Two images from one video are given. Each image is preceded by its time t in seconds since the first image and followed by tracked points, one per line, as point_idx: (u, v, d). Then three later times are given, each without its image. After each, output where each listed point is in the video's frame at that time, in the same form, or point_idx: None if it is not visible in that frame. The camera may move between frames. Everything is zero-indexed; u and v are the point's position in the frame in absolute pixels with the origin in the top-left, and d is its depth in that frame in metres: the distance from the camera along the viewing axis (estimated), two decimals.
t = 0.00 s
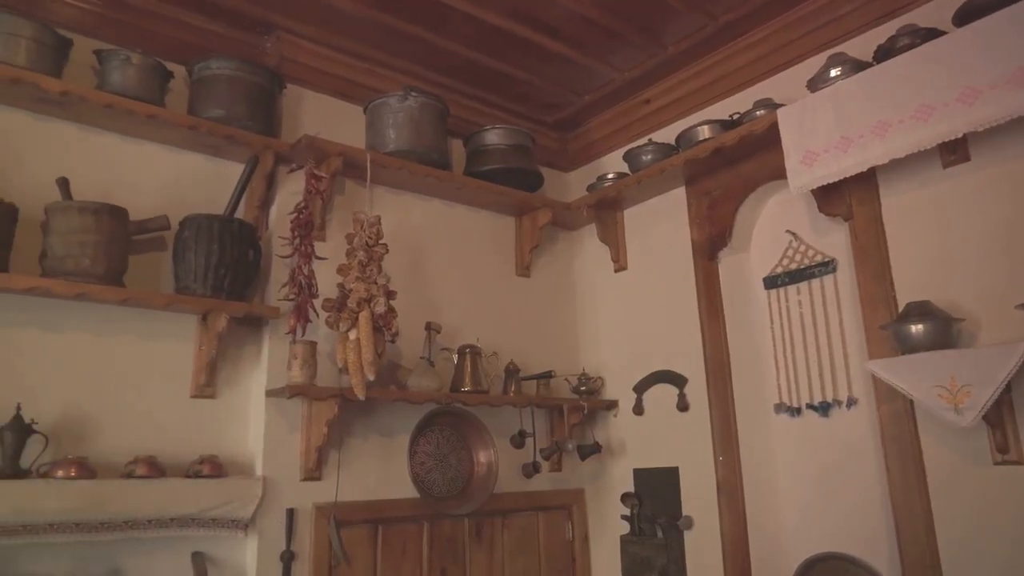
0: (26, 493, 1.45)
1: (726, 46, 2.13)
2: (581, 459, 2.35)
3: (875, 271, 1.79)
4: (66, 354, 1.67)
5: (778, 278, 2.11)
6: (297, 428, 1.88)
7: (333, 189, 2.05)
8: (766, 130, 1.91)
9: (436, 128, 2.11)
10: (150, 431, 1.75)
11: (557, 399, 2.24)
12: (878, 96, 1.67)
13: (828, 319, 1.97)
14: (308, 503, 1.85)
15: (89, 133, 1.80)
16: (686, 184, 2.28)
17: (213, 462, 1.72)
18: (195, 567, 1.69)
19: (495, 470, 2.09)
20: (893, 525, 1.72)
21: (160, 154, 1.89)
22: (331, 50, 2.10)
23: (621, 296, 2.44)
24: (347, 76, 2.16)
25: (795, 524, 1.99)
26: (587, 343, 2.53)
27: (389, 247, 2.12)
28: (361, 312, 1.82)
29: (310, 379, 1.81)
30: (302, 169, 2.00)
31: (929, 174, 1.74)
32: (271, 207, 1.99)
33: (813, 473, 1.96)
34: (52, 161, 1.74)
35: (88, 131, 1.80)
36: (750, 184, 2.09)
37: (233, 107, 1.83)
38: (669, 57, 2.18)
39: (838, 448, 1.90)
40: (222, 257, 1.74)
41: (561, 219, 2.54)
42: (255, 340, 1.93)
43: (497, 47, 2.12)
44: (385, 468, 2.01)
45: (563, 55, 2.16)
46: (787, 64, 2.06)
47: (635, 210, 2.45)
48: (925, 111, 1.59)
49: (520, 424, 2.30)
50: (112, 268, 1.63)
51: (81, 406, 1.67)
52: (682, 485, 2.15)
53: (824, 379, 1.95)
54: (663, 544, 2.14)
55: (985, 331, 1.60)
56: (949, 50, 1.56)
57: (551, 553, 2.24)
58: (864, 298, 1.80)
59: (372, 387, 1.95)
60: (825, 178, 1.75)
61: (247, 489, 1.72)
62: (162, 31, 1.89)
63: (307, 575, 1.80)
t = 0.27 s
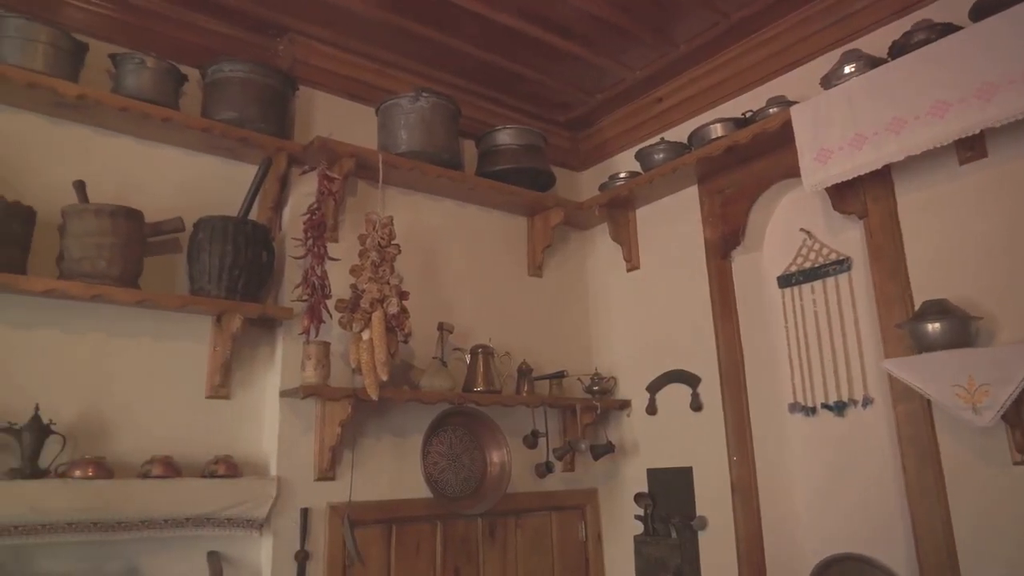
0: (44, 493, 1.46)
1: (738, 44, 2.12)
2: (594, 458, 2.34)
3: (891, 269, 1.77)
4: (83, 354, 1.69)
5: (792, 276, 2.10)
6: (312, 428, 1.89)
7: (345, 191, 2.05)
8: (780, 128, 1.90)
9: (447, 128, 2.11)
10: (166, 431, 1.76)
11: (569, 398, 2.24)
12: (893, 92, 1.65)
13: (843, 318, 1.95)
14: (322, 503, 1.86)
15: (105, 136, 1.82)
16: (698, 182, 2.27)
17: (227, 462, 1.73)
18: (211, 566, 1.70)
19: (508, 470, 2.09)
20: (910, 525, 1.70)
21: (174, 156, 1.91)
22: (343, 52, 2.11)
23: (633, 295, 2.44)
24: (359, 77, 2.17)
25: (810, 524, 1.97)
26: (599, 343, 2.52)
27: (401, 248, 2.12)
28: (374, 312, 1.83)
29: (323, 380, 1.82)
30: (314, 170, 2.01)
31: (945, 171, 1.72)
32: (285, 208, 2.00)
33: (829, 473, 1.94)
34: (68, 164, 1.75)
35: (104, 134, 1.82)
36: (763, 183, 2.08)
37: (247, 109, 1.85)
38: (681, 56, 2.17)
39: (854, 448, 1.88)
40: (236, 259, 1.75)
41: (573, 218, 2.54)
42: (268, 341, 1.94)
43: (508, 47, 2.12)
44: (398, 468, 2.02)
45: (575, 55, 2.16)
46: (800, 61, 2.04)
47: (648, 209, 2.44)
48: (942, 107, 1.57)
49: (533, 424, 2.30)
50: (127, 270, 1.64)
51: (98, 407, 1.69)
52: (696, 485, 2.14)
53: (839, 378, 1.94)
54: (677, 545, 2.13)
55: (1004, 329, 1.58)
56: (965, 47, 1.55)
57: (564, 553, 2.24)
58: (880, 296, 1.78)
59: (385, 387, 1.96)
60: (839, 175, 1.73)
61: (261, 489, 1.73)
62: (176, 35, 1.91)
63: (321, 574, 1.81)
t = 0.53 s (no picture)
0: (61, 492, 1.48)
1: (749, 42, 2.11)
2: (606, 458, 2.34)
3: (906, 267, 1.75)
4: (99, 355, 1.71)
5: (805, 275, 2.08)
6: (324, 428, 1.89)
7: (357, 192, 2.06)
8: (792, 126, 1.89)
9: (458, 129, 2.12)
10: (180, 431, 1.78)
11: (581, 398, 2.23)
12: (907, 89, 1.64)
13: (857, 316, 1.94)
14: (335, 503, 1.87)
15: (119, 139, 1.83)
16: (710, 181, 2.26)
17: (241, 462, 1.74)
18: (225, 566, 1.71)
19: (520, 470, 2.11)
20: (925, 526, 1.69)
21: (187, 158, 1.92)
22: (354, 53, 2.12)
23: (645, 295, 2.43)
24: (370, 78, 2.18)
25: (824, 524, 1.96)
26: (611, 343, 2.52)
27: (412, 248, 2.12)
28: (386, 313, 1.83)
29: (335, 381, 1.83)
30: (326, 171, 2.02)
31: (960, 169, 1.71)
32: (297, 209, 2.01)
33: (843, 473, 1.93)
34: (83, 167, 1.77)
35: (118, 136, 1.83)
36: (775, 181, 2.07)
37: (259, 111, 1.86)
38: (692, 54, 2.16)
39: (868, 448, 1.87)
40: (249, 260, 1.76)
41: (584, 218, 2.53)
42: (281, 341, 1.95)
43: (518, 46, 2.12)
44: (410, 468, 2.02)
45: (585, 54, 2.16)
46: (812, 59, 2.03)
47: (659, 208, 2.44)
48: (956, 103, 1.56)
49: (544, 423, 2.30)
50: (142, 271, 1.66)
51: (113, 407, 1.70)
52: (709, 485, 2.13)
53: (853, 377, 1.92)
54: (690, 545, 2.13)
55: (1020, 328, 1.57)
56: (979, 42, 1.53)
57: (576, 553, 2.24)
58: (894, 295, 1.77)
59: (397, 387, 1.96)
60: (852, 173, 1.72)
61: (274, 489, 1.74)
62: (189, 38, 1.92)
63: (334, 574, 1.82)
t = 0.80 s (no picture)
0: (75, 492, 1.49)
1: (760, 40, 2.10)
2: (617, 458, 2.33)
3: (919, 265, 1.74)
4: (112, 356, 1.72)
5: (817, 274, 2.07)
6: (335, 428, 1.90)
7: (367, 192, 2.07)
8: (803, 124, 1.88)
9: (467, 129, 2.12)
10: (193, 431, 1.79)
11: (591, 398, 2.23)
12: (918, 86, 1.62)
13: (870, 315, 1.92)
14: (346, 503, 1.87)
15: (131, 142, 1.85)
16: (720, 180, 2.25)
17: (253, 462, 1.75)
18: (238, 565, 1.72)
19: (530, 470, 2.09)
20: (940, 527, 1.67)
21: (198, 160, 1.93)
22: (363, 54, 2.12)
23: (655, 294, 2.42)
24: (380, 79, 2.18)
25: (837, 525, 1.95)
26: (621, 343, 2.51)
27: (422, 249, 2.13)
28: (396, 313, 1.84)
29: (346, 381, 1.83)
30: (336, 172, 2.02)
31: (974, 166, 1.69)
32: (307, 211, 2.01)
33: (856, 473, 1.91)
34: (96, 169, 1.79)
35: (130, 139, 1.85)
36: (786, 180, 2.06)
37: (269, 113, 1.86)
38: (702, 53, 2.15)
39: (881, 448, 1.85)
40: (260, 261, 1.77)
41: (594, 217, 2.53)
42: (292, 342, 1.96)
43: (527, 46, 2.12)
44: (421, 468, 2.02)
45: (594, 53, 2.15)
46: (823, 56, 2.02)
47: (669, 207, 2.43)
48: (969, 100, 1.54)
49: (555, 423, 2.30)
50: (154, 273, 1.67)
51: (127, 407, 1.72)
52: (720, 485, 2.12)
53: (866, 376, 1.91)
54: (701, 545, 2.12)
55: None
56: (991, 38, 1.52)
57: (587, 553, 2.23)
58: (907, 294, 1.75)
59: (408, 388, 1.97)
60: (864, 171, 1.71)
61: (286, 489, 1.75)
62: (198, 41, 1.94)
63: (346, 574, 1.82)
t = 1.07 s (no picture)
0: (91, 492, 1.50)
1: (772, 37, 2.08)
2: (630, 458, 2.32)
3: (934, 264, 1.72)
4: (127, 357, 1.74)
5: (831, 272, 2.06)
6: (348, 428, 1.91)
7: (378, 193, 2.07)
8: (816, 122, 1.86)
9: (478, 129, 2.12)
10: (207, 431, 1.80)
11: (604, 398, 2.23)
12: (933, 82, 1.61)
13: (885, 314, 1.90)
14: (359, 503, 1.88)
15: (146, 144, 1.86)
16: (733, 178, 2.24)
17: (266, 462, 1.76)
18: (252, 565, 1.73)
19: (543, 470, 2.09)
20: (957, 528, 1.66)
21: (212, 162, 1.95)
22: (375, 56, 2.13)
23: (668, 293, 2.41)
24: (391, 80, 2.19)
25: (853, 525, 1.93)
26: (634, 342, 2.50)
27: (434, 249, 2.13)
28: (408, 313, 1.84)
29: (359, 381, 1.84)
30: (348, 173, 2.03)
31: (991, 163, 1.67)
32: (320, 212, 2.02)
33: (872, 473, 1.90)
34: (111, 172, 1.80)
35: (144, 141, 1.86)
36: (800, 177, 2.04)
37: (281, 115, 1.87)
38: (713, 51, 2.14)
39: (897, 448, 1.84)
40: (273, 262, 1.78)
41: (605, 217, 2.52)
42: (305, 343, 1.97)
43: (538, 46, 2.12)
44: (434, 468, 2.03)
45: (606, 52, 2.15)
46: (836, 53, 2.00)
47: (681, 206, 2.42)
48: (985, 97, 1.53)
49: (567, 423, 2.30)
50: (168, 275, 1.68)
51: (142, 408, 1.73)
52: (734, 485, 2.11)
53: (881, 376, 1.90)
54: (715, 546, 2.11)
55: None
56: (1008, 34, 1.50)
57: (600, 553, 2.23)
58: (923, 292, 1.74)
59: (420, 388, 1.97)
60: (878, 169, 1.70)
61: (299, 489, 1.76)
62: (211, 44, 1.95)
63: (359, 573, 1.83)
